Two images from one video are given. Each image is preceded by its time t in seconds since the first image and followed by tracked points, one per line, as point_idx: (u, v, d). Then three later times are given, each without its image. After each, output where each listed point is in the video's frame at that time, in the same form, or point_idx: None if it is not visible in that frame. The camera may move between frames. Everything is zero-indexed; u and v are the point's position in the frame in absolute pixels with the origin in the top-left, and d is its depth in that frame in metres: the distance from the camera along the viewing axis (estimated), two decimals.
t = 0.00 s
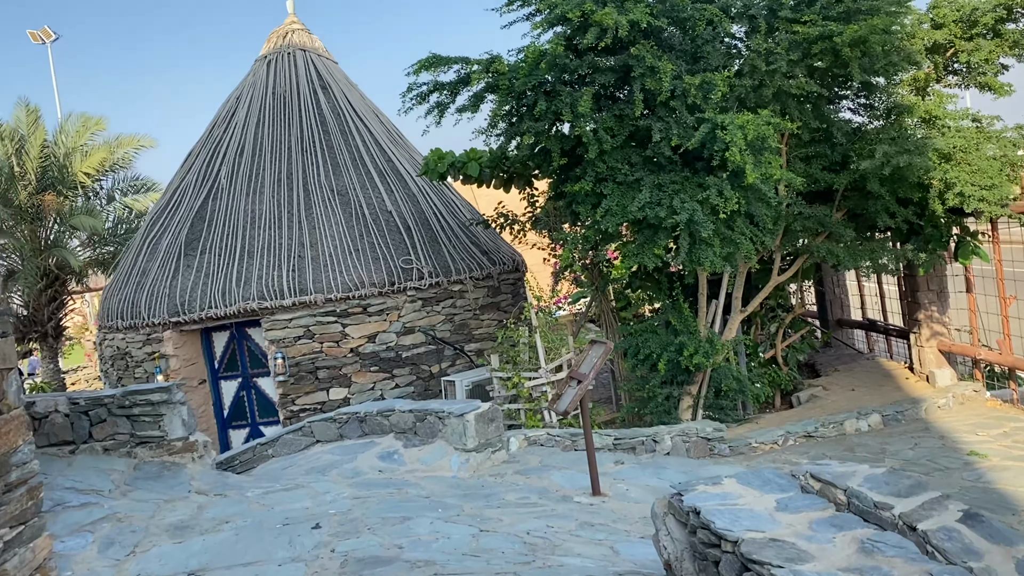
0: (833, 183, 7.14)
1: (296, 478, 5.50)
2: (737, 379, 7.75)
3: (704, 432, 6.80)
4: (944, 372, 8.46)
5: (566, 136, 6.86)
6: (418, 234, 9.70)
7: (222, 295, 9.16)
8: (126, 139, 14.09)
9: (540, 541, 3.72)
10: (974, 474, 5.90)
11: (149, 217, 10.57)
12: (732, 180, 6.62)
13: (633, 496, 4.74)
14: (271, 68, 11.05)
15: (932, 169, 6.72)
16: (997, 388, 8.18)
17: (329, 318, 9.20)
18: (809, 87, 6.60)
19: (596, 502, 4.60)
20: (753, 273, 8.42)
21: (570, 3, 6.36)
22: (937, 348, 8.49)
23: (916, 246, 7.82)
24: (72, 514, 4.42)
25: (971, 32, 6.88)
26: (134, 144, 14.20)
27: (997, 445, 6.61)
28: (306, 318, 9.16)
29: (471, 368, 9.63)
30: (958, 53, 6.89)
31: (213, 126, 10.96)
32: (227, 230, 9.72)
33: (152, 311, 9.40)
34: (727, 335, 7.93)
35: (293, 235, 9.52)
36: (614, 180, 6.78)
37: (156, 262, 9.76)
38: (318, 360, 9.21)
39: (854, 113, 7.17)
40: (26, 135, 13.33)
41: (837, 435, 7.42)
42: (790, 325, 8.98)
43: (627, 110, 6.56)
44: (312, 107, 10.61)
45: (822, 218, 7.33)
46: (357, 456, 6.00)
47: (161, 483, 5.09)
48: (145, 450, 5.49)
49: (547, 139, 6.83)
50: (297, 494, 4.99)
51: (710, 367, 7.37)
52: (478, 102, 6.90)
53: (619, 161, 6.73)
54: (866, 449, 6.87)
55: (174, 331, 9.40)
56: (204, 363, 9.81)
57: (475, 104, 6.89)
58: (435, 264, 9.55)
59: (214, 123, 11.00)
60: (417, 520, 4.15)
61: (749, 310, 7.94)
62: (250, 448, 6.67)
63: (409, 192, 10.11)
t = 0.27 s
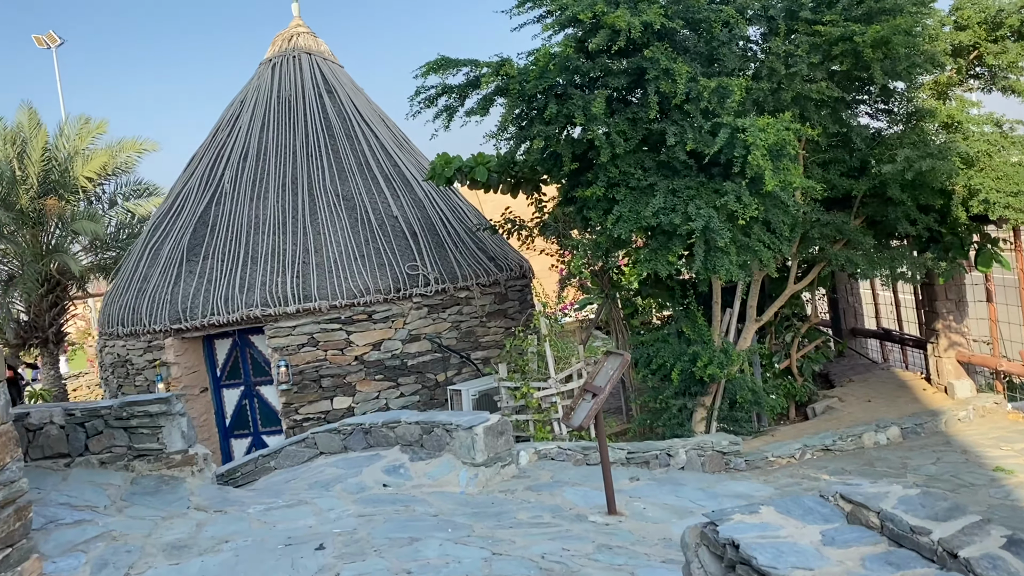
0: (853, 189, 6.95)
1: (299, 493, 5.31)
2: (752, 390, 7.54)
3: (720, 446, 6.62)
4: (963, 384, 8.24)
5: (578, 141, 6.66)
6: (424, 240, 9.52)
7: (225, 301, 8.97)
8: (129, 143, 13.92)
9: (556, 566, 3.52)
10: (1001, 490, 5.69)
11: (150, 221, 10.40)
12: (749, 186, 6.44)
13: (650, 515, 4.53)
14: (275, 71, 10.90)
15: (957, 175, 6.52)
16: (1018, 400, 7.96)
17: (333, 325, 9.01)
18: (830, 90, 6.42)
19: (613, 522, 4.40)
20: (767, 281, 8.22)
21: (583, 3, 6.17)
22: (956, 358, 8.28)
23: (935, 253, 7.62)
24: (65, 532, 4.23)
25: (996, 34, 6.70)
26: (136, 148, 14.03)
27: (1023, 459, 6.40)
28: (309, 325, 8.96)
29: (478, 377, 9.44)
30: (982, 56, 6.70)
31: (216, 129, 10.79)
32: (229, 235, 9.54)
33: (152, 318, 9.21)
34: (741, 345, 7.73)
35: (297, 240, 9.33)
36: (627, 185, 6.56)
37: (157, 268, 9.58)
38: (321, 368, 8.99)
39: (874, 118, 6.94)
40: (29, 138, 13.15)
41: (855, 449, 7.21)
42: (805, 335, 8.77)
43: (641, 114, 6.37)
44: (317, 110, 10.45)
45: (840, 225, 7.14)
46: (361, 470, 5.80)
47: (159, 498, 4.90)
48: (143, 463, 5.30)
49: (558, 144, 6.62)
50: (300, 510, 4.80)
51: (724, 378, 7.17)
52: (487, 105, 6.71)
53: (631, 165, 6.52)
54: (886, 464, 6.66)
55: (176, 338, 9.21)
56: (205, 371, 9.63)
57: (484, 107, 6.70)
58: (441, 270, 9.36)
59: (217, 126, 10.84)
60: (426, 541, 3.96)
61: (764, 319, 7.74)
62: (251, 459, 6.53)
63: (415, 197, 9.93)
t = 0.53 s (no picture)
0: (872, 194, 6.75)
1: (299, 508, 5.11)
2: (767, 401, 7.31)
3: (734, 459, 6.46)
4: (984, 395, 7.98)
5: (589, 143, 6.46)
6: (429, 245, 9.33)
7: (226, 307, 8.79)
8: (131, 145, 13.75)
9: None
10: None
11: (151, 225, 10.23)
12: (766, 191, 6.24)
13: (665, 535, 4.31)
14: (279, 72, 10.73)
15: (981, 179, 6.31)
16: None
17: (336, 332, 8.81)
18: (849, 91, 6.22)
19: (627, 542, 4.18)
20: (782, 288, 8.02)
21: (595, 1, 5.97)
22: (975, 368, 8.03)
23: (956, 261, 7.40)
24: (52, 549, 4.03)
25: (1021, 34, 6.54)
26: (138, 150, 13.86)
27: None
28: (312, 332, 8.76)
29: (484, 385, 9.23)
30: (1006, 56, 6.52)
31: (219, 132, 10.62)
32: (231, 239, 9.36)
33: (152, 324, 9.03)
34: (755, 354, 7.50)
35: (299, 245, 9.15)
36: (639, 190, 6.36)
37: (158, 272, 9.40)
38: (324, 375, 8.79)
39: (891, 122, 6.76)
40: (30, 140, 12.93)
41: (873, 462, 6.98)
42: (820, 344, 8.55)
43: (655, 115, 6.17)
44: (322, 113, 10.28)
45: (859, 230, 6.95)
46: (364, 484, 5.60)
47: (152, 513, 4.70)
48: (137, 476, 5.10)
49: (568, 147, 6.41)
50: (299, 527, 4.59)
51: (739, 388, 6.96)
52: (495, 106, 6.52)
53: (644, 169, 6.31)
54: (907, 478, 6.43)
55: (176, 344, 9.02)
56: (206, 378, 9.44)
57: (492, 109, 6.50)
58: (447, 277, 9.17)
59: (220, 129, 10.67)
60: (431, 562, 3.74)
61: (779, 328, 7.52)
62: (249, 471, 6.36)
63: (421, 202, 9.75)
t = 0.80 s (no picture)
0: (890, 197, 6.54)
1: (297, 522, 4.92)
2: (780, 410, 7.10)
3: (748, 471, 6.23)
4: (1004, 406, 7.72)
5: (598, 145, 6.27)
6: (434, 248, 9.15)
7: (226, 311, 8.60)
8: (134, 147, 13.61)
9: None
10: None
11: (152, 227, 10.06)
12: (782, 193, 6.04)
13: (680, 554, 4.11)
14: (282, 73, 10.57)
15: (1004, 182, 6.10)
16: None
17: (338, 337, 8.63)
18: (867, 92, 6.02)
19: (640, 561, 3.98)
20: (795, 295, 7.81)
21: None
22: (995, 377, 7.79)
23: (976, 267, 7.19)
24: (37, 566, 3.85)
25: None
26: (141, 152, 13.72)
27: None
28: (314, 336, 8.57)
29: (489, 392, 9.03)
30: None
31: (221, 133, 10.46)
32: (233, 241, 9.19)
33: (152, 328, 8.85)
34: (768, 362, 7.30)
35: (302, 248, 8.97)
36: (650, 193, 6.16)
37: (157, 276, 9.23)
38: (326, 381, 8.60)
39: (910, 124, 6.59)
40: (33, 142, 12.77)
41: (890, 474, 6.77)
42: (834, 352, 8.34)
43: (667, 115, 5.98)
44: (325, 114, 10.11)
45: (876, 235, 6.74)
46: (365, 495, 5.41)
47: (144, 527, 4.51)
48: (130, 487, 4.92)
49: (577, 148, 6.22)
50: (297, 542, 4.40)
51: (752, 397, 6.75)
52: (503, 107, 6.32)
53: (655, 171, 6.11)
54: (926, 492, 6.21)
55: (175, 349, 8.85)
56: (206, 384, 9.26)
57: (499, 109, 6.32)
58: (451, 281, 8.98)
59: (222, 130, 10.50)
60: None
61: (793, 335, 7.31)
62: (249, 481, 6.22)
63: (425, 204, 9.58)
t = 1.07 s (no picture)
0: (919, 199, 6.29)
1: (302, 537, 4.71)
2: (803, 420, 6.85)
3: (771, 484, 6.01)
4: None
5: (616, 144, 6.04)
6: (444, 251, 8.94)
7: (232, 314, 8.40)
8: (141, 147, 13.43)
9: None
10: None
11: (157, 228, 9.87)
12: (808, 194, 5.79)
13: None
14: (290, 71, 10.38)
15: None
16: None
17: (346, 340, 8.42)
18: (896, 89, 5.78)
19: None
20: (817, 299, 7.56)
21: None
22: None
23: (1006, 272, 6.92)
24: None
25: None
26: (148, 152, 13.54)
27: None
28: (321, 340, 8.36)
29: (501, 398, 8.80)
30: None
31: (228, 132, 10.27)
32: (239, 242, 8.99)
33: (156, 331, 8.66)
34: (790, 370, 7.05)
35: (309, 249, 8.76)
36: (670, 194, 5.92)
37: (162, 277, 9.04)
38: (333, 386, 8.38)
39: (939, 123, 6.33)
40: (38, 140, 12.46)
41: (918, 487, 6.52)
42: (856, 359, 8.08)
43: (688, 113, 5.74)
44: (334, 113, 9.91)
45: (903, 238, 6.49)
46: (373, 508, 5.20)
47: (142, 543, 4.30)
48: (127, 500, 4.72)
49: (595, 147, 5.99)
50: (301, 560, 4.18)
51: (774, 406, 6.51)
52: (517, 104, 6.10)
53: (676, 171, 5.88)
54: (957, 506, 5.97)
55: (180, 352, 8.65)
56: (211, 388, 9.07)
57: (513, 107, 6.10)
58: (462, 283, 8.77)
59: (229, 129, 10.31)
60: None
61: (816, 341, 7.07)
62: (253, 490, 5.98)
63: (435, 206, 9.37)
